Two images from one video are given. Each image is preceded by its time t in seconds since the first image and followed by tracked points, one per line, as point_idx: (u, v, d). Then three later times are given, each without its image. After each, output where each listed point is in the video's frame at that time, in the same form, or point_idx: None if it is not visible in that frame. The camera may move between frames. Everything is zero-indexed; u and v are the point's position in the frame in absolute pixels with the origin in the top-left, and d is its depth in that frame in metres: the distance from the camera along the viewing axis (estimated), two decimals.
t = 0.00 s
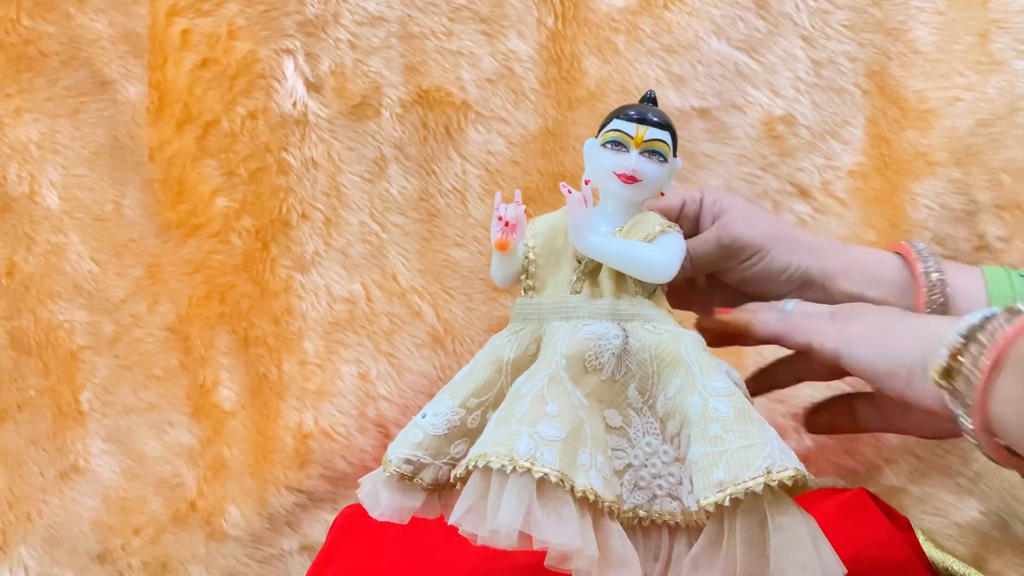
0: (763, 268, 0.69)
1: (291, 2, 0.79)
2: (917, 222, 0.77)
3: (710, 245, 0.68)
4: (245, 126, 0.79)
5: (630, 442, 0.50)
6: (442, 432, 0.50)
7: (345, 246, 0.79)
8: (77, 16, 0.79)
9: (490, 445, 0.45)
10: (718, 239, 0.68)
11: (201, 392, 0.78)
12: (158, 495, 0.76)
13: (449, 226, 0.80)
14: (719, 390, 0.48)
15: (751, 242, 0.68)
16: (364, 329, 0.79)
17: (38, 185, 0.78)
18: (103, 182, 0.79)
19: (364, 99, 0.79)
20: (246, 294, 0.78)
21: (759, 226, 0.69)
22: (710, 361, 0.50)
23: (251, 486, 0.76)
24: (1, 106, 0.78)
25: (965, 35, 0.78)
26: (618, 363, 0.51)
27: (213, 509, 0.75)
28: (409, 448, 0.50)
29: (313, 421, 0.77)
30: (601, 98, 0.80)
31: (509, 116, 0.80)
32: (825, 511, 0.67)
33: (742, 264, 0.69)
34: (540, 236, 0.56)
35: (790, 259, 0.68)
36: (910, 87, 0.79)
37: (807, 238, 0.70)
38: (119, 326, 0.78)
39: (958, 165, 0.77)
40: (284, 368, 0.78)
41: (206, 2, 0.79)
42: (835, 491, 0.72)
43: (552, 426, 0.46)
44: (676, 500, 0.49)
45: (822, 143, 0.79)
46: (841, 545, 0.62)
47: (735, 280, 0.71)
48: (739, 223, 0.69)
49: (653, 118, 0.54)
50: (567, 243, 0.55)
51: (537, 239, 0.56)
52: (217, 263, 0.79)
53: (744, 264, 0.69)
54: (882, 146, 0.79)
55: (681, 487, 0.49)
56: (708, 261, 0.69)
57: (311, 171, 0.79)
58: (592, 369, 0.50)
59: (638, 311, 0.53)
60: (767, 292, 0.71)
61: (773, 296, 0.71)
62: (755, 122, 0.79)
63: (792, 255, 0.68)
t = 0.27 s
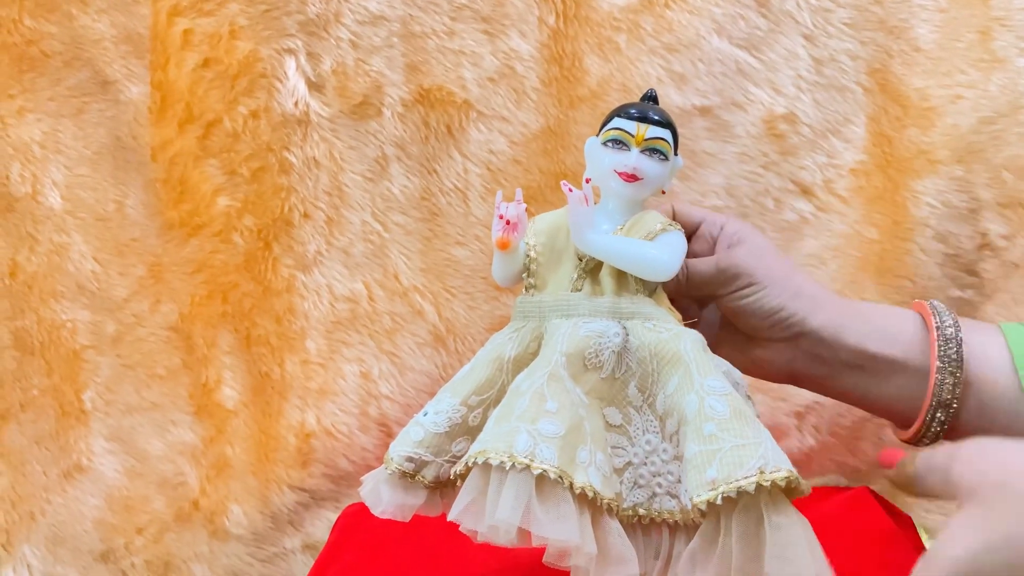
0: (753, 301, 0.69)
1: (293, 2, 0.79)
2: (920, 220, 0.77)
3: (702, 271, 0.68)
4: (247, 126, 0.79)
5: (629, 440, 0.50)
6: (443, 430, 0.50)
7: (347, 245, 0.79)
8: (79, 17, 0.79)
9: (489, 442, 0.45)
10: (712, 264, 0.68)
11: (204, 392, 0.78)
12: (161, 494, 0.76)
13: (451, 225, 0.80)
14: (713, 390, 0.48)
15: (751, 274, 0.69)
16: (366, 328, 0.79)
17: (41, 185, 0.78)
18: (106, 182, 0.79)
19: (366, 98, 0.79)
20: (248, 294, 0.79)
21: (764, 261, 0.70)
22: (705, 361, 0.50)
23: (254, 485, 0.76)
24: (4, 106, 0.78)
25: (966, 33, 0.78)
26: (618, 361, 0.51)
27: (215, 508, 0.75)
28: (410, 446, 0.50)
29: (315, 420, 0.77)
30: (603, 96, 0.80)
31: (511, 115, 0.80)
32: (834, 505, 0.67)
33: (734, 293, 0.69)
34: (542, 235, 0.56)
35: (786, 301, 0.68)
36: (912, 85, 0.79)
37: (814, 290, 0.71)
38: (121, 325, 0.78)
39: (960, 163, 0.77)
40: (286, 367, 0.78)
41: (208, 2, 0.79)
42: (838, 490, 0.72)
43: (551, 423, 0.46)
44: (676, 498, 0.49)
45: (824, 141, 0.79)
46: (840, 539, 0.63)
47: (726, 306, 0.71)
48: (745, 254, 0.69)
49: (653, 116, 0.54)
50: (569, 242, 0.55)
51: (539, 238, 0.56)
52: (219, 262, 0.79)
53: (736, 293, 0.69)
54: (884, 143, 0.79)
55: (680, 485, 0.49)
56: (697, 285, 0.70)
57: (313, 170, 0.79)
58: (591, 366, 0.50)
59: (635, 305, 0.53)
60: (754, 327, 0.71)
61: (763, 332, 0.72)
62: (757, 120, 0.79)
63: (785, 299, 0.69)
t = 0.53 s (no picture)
0: (764, 302, 0.68)
1: (295, 4, 0.79)
2: (922, 220, 0.77)
3: (712, 273, 0.68)
4: (250, 128, 0.79)
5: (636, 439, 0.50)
6: (447, 432, 0.50)
7: (350, 246, 0.79)
8: (82, 19, 0.80)
9: (492, 443, 0.46)
10: (726, 266, 0.68)
11: (207, 393, 0.78)
12: (165, 495, 0.76)
13: (454, 227, 0.80)
14: (722, 368, 0.48)
15: (761, 276, 0.69)
16: (370, 330, 0.79)
17: (45, 187, 0.78)
18: (109, 184, 0.79)
19: (369, 100, 0.80)
20: (252, 296, 0.79)
21: (773, 260, 0.69)
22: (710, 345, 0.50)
23: (257, 486, 0.76)
24: (9, 109, 0.78)
25: (969, 33, 0.78)
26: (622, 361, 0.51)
27: (219, 510, 0.76)
28: (414, 448, 0.50)
29: (319, 422, 0.77)
30: (605, 98, 0.80)
31: (513, 116, 0.80)
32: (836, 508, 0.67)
33: (745, 295, 0.69)
34: (544, 235, 0.56)
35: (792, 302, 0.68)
36: (914, 85, 0.79)
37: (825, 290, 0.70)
38: (125, 327, 0.78)
39: (963, 164, 0.77)
40: (290, 369, 0.78)
41: (211, 4, 0.79)
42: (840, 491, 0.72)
43: (554, 425, 0.46)
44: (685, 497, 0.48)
45: (827, 142, 0.79)
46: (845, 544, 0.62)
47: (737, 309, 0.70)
48: (755, 256, 0.69)
49: (656, 118, 0.54)
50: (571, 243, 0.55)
51: (541, 239, 0.56)
52: (222, 264, 0.79)
53: (747, 296, 0.69)
54: (886, 144, 0.79)
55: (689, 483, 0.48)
56: (705, 289, 0.69)
57: (316, 172, 0.79)
58: (598, 369, 0.50)
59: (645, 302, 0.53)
60: (764, 329, 0.71)
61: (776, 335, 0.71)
62: (759, 121, 0.79)
63: (797, 297, 0.68)
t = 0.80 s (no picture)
0: (799, 292, 0.69)
1: (297, 7, 0.79)
2: (923, 221, 0.78)
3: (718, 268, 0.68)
4: (252, 131, 0.79)
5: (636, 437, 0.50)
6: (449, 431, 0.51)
7: (352, 249, 0.79)
8: (84, 23, 0.80)
9: (481, 451, 0.46)
10: (730, 259, 0.67)
11: (210, 396, 0.78)
12: (168, 498, 0.76)
13: (456, 229, 0.80)
14: (731, 342, 0.47)
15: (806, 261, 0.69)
16: (372, 332, 0.79)
17: (48, 191, 0.79)
18: (112, 187, 0.80)
19: (371, 103, 0.80)
20: (254, 298, 0.79)
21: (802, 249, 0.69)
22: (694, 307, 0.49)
23: (260, 488, 0.76)
24: (12, 112, 0.79)
25: (970, 34, 0.78)
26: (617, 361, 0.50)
27: (222, 512, 0.76)
28: (417, 445, 0.50)
29: (321, 424, 0.77)
30: (606, 100, 0.80)
31: (515, 118, 0.80)
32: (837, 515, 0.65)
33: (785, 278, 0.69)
34: (545, 237, 0.56)
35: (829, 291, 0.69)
36: (915, 86, 0.79)
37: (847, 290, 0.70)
38: (128, 330, 0.79)
39: (964, 165, 0.77)
40: (292, 371, 0.78)
41: (213, 8, 0.79)
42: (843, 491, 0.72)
43: (542, 438, 0.46)
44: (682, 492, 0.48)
45: (828, 143, 0.79)
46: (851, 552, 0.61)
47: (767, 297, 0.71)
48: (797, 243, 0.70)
49: (656, 120, 0.54)
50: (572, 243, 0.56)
51: (543, 240, 0.56)
52: (225, 267, 0.79)
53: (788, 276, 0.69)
54: (888, 145, 0.79)
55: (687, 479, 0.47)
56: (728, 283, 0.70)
57: (318, 175, 0.79)
58: (591, 372, 0.49)
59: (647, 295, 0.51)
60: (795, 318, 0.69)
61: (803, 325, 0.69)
62: (761, 123, 0.79)
63: (829, 284, 0.69)
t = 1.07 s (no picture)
0: (836, 290, 0.68)
1: (299, 12, 0.80)
2: (925, 223, 0.78)
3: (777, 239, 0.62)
4: (255, 136, 0.79)
5: (661, 435, 0.50)
6: (460, 440, 0.50)
7: (355, 253, 0.79)
8: (88, 29, 0.80)
9: (539, 464, 0.45)
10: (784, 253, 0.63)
11: (214, 400, 0.79)
12: (172, 502, 0.77)
13: (458, 233, 0.80)
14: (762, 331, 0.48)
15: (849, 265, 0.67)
16: (375, 336, 0.79)
17: (52, 197, 0.79)
18: (116, 192, 0.80)
19: (373, 107, 0.80)
20: (258, 302, 0.79)
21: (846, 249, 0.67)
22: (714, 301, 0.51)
23: (265, 492, 0.77)
24: (15, 118, 0.79)
25: (971, 36, 0.78)
26: (645, 363, 0.51)
27: (226, 516, 0.76)
28: (426, 458, 0.50)
29: (325, 428, 0.78)
30: (608, 103, 0.81)
31: (517, 122, 0.81)
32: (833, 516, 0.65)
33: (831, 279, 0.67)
34: (547, 242, 0.56)
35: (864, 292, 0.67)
36: (917, 88, 0.79)
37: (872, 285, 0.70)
38: (132, 335, 0.79)
39: (966, 166, 0.77)
40: (296, 375, 0.79)
41: (215, 13, 0.80)
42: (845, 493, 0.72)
43: (602, 447, 0.46)
44: (713, 483, 0.48)
45: (830, 145, 0.79)
46: (857, 549, 0.61)
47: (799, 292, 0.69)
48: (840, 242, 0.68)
49: (658, 123, 0.54)
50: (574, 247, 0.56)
51: (545, 245, 0.56)
52: (229, 271, 0.79)
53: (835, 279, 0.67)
54: (890, 147, 0.79)
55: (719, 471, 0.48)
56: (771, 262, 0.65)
57: (321, 179, 0.79)
58: (625, 376, 0.49)
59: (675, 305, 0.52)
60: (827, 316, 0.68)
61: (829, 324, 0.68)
62: (763, 125, 0.80)
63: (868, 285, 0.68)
